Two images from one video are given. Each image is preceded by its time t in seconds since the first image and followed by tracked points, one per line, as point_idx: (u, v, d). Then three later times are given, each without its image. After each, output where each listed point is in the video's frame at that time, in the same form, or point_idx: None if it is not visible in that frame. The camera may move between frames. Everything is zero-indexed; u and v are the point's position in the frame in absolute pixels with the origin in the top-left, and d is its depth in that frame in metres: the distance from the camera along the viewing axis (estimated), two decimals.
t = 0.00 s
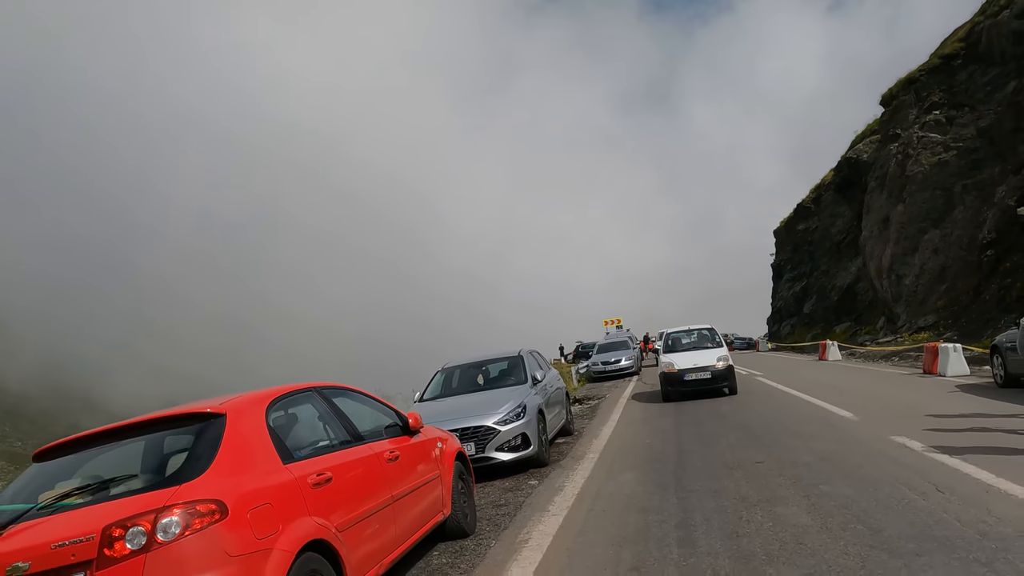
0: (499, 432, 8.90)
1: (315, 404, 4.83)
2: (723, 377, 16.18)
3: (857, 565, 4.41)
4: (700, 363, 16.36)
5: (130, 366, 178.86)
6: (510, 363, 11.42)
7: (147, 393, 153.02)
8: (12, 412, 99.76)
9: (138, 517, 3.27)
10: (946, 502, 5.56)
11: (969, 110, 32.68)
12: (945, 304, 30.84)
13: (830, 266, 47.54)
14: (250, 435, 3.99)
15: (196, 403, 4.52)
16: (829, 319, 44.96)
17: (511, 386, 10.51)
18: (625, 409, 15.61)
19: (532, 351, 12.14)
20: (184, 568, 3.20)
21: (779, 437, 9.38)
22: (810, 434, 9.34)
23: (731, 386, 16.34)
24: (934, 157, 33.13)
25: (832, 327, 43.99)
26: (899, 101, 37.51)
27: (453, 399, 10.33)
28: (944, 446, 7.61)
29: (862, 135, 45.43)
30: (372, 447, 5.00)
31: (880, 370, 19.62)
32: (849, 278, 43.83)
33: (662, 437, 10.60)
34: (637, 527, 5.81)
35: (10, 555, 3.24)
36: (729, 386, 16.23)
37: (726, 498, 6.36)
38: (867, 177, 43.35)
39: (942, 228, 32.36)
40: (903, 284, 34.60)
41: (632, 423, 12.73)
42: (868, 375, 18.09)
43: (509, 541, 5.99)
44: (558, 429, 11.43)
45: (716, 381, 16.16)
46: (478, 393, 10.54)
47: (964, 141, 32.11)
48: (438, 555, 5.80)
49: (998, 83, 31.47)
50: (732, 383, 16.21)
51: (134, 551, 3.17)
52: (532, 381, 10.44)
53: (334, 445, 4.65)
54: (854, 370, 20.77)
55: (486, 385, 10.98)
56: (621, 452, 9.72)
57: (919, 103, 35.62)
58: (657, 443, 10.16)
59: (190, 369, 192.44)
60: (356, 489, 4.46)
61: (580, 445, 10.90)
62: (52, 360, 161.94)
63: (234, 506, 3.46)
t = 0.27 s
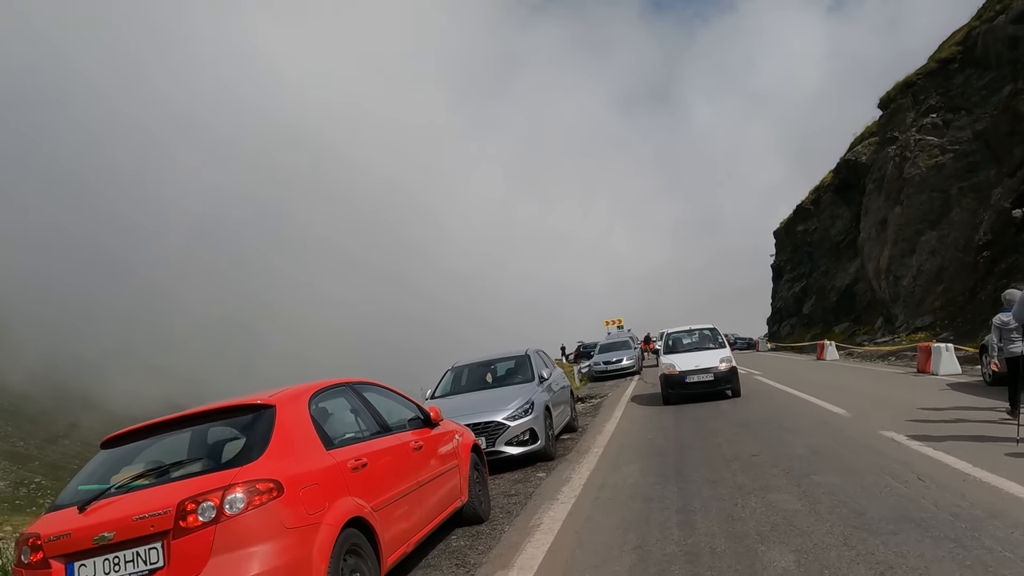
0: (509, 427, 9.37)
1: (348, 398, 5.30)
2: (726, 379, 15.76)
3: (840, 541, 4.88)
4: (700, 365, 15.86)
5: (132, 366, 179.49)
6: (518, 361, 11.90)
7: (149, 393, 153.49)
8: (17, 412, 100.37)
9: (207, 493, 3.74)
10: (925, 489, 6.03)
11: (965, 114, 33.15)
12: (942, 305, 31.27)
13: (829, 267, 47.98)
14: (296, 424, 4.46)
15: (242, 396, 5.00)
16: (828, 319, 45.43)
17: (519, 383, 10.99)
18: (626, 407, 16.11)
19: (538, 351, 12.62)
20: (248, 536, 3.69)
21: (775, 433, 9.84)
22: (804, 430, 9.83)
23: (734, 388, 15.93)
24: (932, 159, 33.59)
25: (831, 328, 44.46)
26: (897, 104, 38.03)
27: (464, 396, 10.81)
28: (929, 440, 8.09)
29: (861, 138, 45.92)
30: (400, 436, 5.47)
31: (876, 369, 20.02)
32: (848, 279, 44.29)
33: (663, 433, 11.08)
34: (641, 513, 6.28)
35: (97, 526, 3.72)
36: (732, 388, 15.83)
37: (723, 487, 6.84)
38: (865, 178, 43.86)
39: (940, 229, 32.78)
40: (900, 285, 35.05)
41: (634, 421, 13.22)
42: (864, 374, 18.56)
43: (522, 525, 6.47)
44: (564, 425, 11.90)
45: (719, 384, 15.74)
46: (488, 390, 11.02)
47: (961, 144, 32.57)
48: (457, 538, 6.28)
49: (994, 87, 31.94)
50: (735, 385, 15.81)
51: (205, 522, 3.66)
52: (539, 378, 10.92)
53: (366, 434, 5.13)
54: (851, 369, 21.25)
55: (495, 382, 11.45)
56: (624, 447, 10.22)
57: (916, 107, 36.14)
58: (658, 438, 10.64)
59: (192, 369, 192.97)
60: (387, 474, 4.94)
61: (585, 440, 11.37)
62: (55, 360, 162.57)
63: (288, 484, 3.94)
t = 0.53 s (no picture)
0: (515, 424, 9.75)
1: (370, 393, 5.68)
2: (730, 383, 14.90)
3: (828, 527, 5.26)
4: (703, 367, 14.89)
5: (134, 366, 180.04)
6: (523, 361, 12.28)
7: (150, 393, 153.79)
8: (21, 412, 100.90)
9: (250, 479, 4.14)
10: (910, 480, 6.41)
11: (962, 116, 33.54)
12: (940, 305, 31.62)
13: (828, 268, 48.33)
14: (327, 417, 4.85)
15: (274, 392, 5.39)
16: (828, 319, 45.79)
17: (524, 382, 11.37)
18: (628, 406, 16.47)
19: (542, 351, 12.99)
20: (289, 518, 4.08)
21: (772, 429, 10.21)
22: (800, 427, 10.21)
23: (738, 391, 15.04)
24: (929, 161, 33.99)
25: (830, 328, 44.81)
26: (895, 106, 38.46)
27: (472, 394, 11.18)
28: (918, 435, 8.48)
29: (860, 139, 46.31)
30: (418, 430, 5.86)
31: (874, 369, 20.33)
32: (847, 279, 44.65)
33: (664, 430, 11.45)
34: (643, 502, 6.67)
35: (151, 508, 4.11)
36: (736, 392, 14.95)
37: (721, 479, 7.22)
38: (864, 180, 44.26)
39: (937, 231, 33.14)
40: (899, 285, 35.40)
41: (636, 418, 13.60)
42: (860, 374, 18.94)
43: (531, 514, 6.85)
44: (567, 423, 12.26)
45: (723, 387, 14.88)
46: (494, 388, 11.39)
47: (958, 146, 32.95)
48: (470, 527, 6.66)
49: (991, 90, 32.31)
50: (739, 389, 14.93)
51: (250, 504, 4.05)
52: (544, 377, 11.29)
53: (389, 427, 5.52)
54: (848, 369, 21.63)
55: (501, 381, 11.83)
56: (626, 443, 10.60)
57: (914, 109, 36.56)
58: (660, 435, 11.01)
59: (193, 369, 193.45)
60: (409, 464, 5.32)
61: (588, 437, 11.74)
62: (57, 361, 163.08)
63: (322, 471, 4.33)
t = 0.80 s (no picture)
0: (520, 421, 10.04)
1: (385, 390, 5.97)
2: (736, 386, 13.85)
3: (821, 517, 5.55)
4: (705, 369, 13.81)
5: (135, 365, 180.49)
6: (527, 360, 12.56)
7: (151, 392, 154.09)
8: (22, 412, 101.27)
9: (279, 469, 4.43)
10: (901, 474, 6.70)
11: (960, 118, 33.82)
12: (938, 305, 31.90)
13: (828, 268, 48.59)
14: (347, 412, 5.14)
15: (295, 389, 5.69)
16: (828, 319, 46.07)
17: (528, 380, 11.65)
18: (629, 404, 16.76)
19: (545, 351, 13.26)
20: (314, 505, 4.37)
21: (769, 427, 10.50)
22: (798, 424, 10.49)
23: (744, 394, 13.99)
24: (928, 163, 34.27)
25: (830, 328, 45.10)
26: (894, 108, 38.74)
27: (477, 392, 11.46)
28: (911, 432, 8.77)
29: (859, 140, 46.58)
30: (431, 426, 6.15)
31: (871, 368, 20.59)
32: (846, 280, 44.92)
33: (665, 428, 11.74)
34: (645, 495, 6.96)
35: (186, 497, 4.41)
36: (741, 396, 13.89)
37: (719, 474, 7.51)
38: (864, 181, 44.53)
39: (936, 232, 33.42)
40: (897, 286, 35.68)
41: (637, 417, 13.89)
42: (858, 373, 19.22)
43: (537, 507, 7.15)
44: (570, 421, 12.54)
45: (727, 391, 13.81)
46: (499, 386, 11.67)
47: (956, 148, 33.23)
48: (479, 519, 6.96)
49: (989, 92, 32.60)
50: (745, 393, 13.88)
51: (279, 493, 4.34)
52: (548, 375, 11.56)
53: (403, 422, 5.80)
54: (847, 368, 21.90)
55: (505, 380, 12.11)
56: (628, 440, 10.88)
57: (913, 111, 36.84)
58: (661, 432, 11.29)
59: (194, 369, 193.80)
60: (423, 457, 5.62)
61: (590, 434, 12.02)
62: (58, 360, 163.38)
63: (345, 462, 4.62)
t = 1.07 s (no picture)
0: (524, 419, 10.24)
1: (394, 388, 6.17)
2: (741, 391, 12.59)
3: (815, 510, 5.75)
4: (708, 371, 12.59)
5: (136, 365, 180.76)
6: (530, 360, 12.75)
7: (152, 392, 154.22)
8: (24, 412, 101.44)
9: (296, 464, 4.63)
10: (895, 470, 6.90)
11: (959, 119, 34.01)
12: (937, 305, 32.07)
13: (828, 268, 48.76)
14: (359, 409, 5.34)
15: (308, 387, 5.88)
16: (828, 319, 46.24)
17: (531, 380, 11.84)
18: (630, 403, 16.97)
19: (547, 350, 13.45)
20: (330, 498, 4.57)
21: (768, 425, 10.70)
22: (796, 422, 10.69)
23: (751, 400, 12.75)
24: (927, 164, 34.45)
25: (830, 328, 45.28)
26: (894, 109, 38.93)
27: (481, 391, 11.66)
28: (907, 430, 8.97)
29: (859, 141, 46.76)
30: (439, 423, 6.34)
31: (870, 368, 20.75)
32: (846, 280, 45.10)
33: (666, 426, 11.93)
34: (647, 491, 7.16)
35: (208, 489, 4.61)
36: (748, 402, 12.62)
37: (719, 470, 7.70)
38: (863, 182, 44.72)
39: (935, 232, 33.59)
40: (897, 286, 35.86)
41: (638, 416, 14.06)
42: (857, 373, 19.41)
43: (542, 502, 7.35)
44: (572, 419, 12.73)
45: (732, 396, 12.56)
46: (502, 385, 11.86)
47: (955, 149, 33.41)
48: (485, 514, 7.16)
49: (988, 93, 32.79)
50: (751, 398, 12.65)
51: (297, 486, 4.54)
52: (550, 375, 11.75)
53: (412, 420, 6.00)
54: (845, 368, 22.10)
55: (509, 379, 12.30)
56: (629, 438, 11.08)
57: (913, 112, 37.03)
58: (662, 431, 11.49)
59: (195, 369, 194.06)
60: (431, 453, 5.82)
61: (592, 433, 12.22)
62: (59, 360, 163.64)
63: (358, 456, 4.82)
